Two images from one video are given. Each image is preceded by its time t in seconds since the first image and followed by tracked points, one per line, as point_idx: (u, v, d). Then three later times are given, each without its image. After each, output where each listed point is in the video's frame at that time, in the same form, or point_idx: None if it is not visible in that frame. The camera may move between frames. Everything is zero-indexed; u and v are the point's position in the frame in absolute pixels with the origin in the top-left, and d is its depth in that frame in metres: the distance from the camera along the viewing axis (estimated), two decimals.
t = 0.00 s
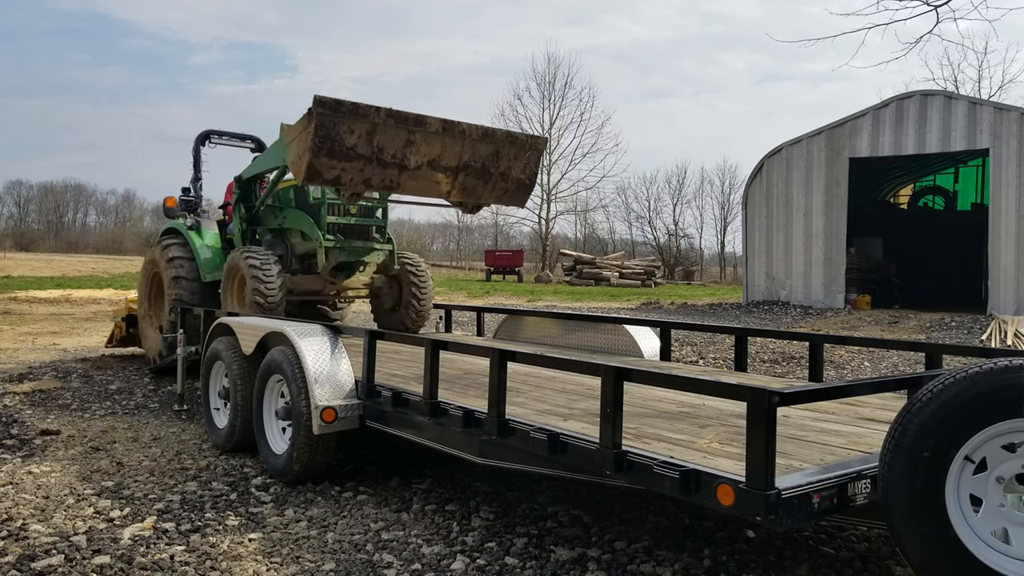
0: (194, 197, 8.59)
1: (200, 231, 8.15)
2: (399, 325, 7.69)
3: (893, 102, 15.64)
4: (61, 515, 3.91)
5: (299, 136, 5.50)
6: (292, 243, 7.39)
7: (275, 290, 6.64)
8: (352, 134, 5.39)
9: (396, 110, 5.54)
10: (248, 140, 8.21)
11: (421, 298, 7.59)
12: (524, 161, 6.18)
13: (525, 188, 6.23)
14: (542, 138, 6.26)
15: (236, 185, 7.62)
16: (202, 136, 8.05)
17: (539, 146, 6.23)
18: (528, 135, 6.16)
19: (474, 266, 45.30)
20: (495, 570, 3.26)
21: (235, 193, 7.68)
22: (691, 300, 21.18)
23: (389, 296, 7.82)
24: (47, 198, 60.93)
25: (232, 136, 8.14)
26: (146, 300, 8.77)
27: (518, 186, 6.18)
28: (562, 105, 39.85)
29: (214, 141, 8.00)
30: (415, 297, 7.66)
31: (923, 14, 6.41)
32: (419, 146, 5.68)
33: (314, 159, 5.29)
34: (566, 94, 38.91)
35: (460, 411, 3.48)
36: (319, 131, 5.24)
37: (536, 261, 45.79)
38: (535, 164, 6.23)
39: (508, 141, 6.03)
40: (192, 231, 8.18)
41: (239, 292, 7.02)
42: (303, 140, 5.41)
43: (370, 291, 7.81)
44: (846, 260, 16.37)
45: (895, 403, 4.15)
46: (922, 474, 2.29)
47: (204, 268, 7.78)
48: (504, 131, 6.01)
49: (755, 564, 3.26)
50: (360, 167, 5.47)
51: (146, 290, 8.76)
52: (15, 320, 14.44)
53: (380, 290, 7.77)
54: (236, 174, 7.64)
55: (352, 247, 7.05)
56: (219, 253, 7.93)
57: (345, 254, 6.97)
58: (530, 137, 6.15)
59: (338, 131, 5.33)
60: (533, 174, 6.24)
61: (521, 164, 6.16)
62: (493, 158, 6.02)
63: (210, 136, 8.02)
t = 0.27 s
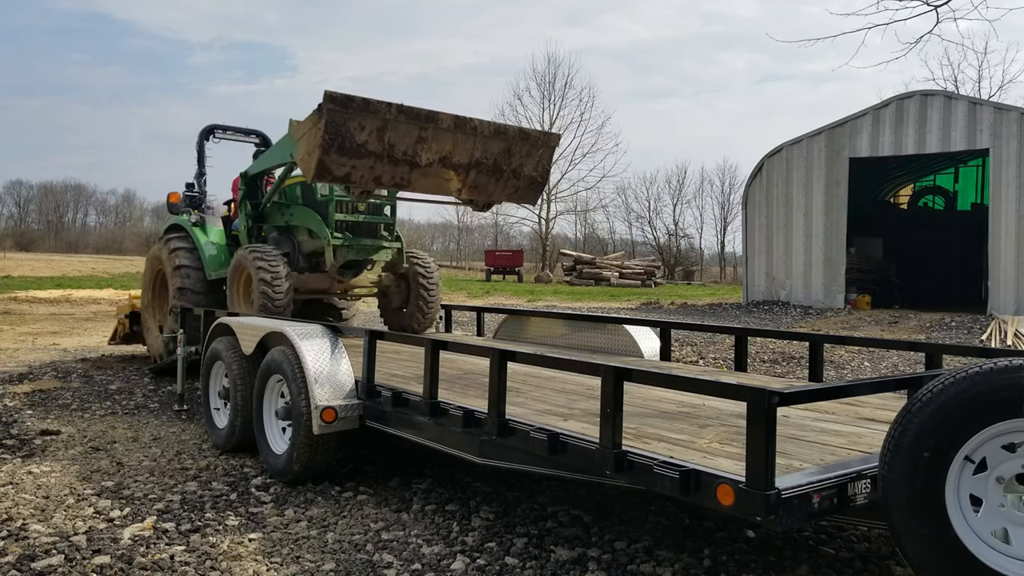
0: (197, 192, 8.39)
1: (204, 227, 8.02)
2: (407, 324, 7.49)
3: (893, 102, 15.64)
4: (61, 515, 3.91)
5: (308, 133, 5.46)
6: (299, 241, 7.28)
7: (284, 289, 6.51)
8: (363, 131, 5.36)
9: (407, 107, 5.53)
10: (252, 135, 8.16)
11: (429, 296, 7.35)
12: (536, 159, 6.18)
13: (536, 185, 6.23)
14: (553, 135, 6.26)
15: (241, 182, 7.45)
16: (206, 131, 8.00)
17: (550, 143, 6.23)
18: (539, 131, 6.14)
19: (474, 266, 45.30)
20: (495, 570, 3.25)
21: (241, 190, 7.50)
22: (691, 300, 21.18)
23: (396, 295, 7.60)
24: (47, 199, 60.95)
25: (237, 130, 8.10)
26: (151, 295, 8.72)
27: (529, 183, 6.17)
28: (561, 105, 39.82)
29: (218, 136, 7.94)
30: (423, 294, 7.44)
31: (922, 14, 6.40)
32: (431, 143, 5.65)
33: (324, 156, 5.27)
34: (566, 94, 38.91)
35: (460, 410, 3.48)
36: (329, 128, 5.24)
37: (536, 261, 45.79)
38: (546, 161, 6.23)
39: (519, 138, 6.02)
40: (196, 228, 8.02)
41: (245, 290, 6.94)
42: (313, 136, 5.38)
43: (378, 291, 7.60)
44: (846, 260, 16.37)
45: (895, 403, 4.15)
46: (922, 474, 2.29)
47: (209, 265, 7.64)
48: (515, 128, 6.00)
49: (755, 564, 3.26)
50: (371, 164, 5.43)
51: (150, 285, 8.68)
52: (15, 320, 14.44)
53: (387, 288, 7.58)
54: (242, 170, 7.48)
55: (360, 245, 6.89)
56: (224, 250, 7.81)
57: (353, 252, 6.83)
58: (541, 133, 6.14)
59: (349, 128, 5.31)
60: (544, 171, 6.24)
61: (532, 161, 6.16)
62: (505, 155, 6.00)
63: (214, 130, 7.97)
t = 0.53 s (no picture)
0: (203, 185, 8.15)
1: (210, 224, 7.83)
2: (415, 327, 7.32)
3: (893, 102, 15.64)
4: (61, 515, 3.91)
5: (320, 136, 5.25)
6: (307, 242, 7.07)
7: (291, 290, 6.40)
8: (374, 134, 5.14)
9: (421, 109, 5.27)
10: (259, 128, 8.01)
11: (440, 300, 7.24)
12: (552, 161, 5.89)
13: (552, 190, 5.95)
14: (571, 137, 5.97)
15: (249, 179, 7.25)
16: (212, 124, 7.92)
17: (568, 145, 5.93)
18: (555, 134, 5.85)
19: (474, 266, 45.31)
20: (495, 570, 3.25)
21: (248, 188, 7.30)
22: (691, 300, 21.18)
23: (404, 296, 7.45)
24: (47, 199, 60.96)
25: (242, 124, 8.02)
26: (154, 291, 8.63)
27: (545, 188, 5.90)
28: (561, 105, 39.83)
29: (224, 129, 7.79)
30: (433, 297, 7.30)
31: (922, 14, 6.40)
32: (444, 146, 5.41)
33: (335, 161, 5.07)
34: (566, 94, 38.91)
35: (460, 411, 3.47)
36: (341, 132, 5.02)
37: (536, 261, 45.81)
38: (563, 164, 5.94)
39: (536, 140, 5.74)
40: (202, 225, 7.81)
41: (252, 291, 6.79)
42: (325, 140, 5.17)
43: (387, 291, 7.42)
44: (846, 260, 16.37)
45: (895, 403, 4.15)
46: (922, 474, 2.29)
47: (215, 264, 7.47)
48: (532, 131, 5.72)
49: (756, 564, 3.26)
50: (382, 168, 5.22)
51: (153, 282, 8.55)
52: (16, 320, 14.44)
53: (395, 289, 7.36)
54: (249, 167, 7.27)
55: (369, 248, 6.67)
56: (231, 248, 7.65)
57: (362, 254, 6.59)
58: (558, 135, 5.85)
59: (360, 132, 5.09)
60: (561, 174, 5.96)
61: (548, 165, 5.88)
62: (520, 158, 5.74)
63: (220, 122, 7.91)
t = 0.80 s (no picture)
0: (209, 179, 8.02)
1: (215, 220, 7.56)
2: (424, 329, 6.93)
3: (893, 102, 15.64)
4: (61, 515, 3.91)
5: (331, 138, 5.05)
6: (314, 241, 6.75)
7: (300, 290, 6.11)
8: (388, 137, 4.95)
9: (435, 111, 5.08)
10: (265, 121, 7.90)
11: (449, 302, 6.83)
12: (567, 164, 5.73)
13: (566, 193, 5.80)
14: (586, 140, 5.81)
15: (256, 176, 6.91)
16: (218, 117, 7.78)
17: (583, 147, 5.78)
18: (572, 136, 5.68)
19: (474, 266, 45.32)
20: (495, 570, 3.25)
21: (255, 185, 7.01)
22: (691, 300, 21.18)
23: (413, 297, 7.04)
24: (47, 199, 60.98)
25: (249, 117, 7.87)
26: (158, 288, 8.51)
27: (559, 191, 5.74)
28: (561, 105, 39.85)
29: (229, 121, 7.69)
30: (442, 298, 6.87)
31: (921, 14, 6.40)
32: (459, 149, 5.23)
33: (347, 164, 4.88)
34: (566, 94, 38.93)
35: (460, 411, 3.47)
36: (354, 134, 4.83)
37: (536, 261, 45.82)
38: (577, 167, 5.79)
39: (551, 143, 5.57)
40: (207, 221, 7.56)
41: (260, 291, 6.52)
42: (337, 143, 4.96)
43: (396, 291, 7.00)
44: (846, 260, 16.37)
45: (894, 403, 4.16)
46: (922, 473, 2.29)
47: (221, 261, 7.27)
48: (547, 133, 5.55)
49: (756, 563, 3.26)
50: (395, 172, 5.04)
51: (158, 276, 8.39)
52: (16, 320, 14.44)
53: (404, 290, 6.95)
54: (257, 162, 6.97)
55: (379, 249, 6.38)
56: (237, 245, 7.41)
57: (372, 256, 6.30)
58: (574, 138, 5.69)
59: (374, 135, 4.90)
60: (575, 177, 5.81)
61: (563, 168, 5.71)
62: (535, 162, 5.57)
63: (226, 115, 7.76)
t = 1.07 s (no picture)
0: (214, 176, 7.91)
1: (220, 218, 7.50)
2: (433, 329, 6.88)
3: (893, 102, 15.64)
4: (61, 515, 3.91)
5: (341, 137, 5.02)
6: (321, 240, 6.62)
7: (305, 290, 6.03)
8: (398, 136, 4.93)
9: (446, 110, 5.07)
10: (270, 118, 7.86)
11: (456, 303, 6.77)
12: (578, 163, 5.74)
13: (577, 193, 5.81)
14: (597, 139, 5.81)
15: (261, 173, 6.88)
16: (222, 112, 7.62)
17: (594, 147, 5.79)
18: (583, 136, 5.70)
19: (474, 266, 45.31)
20: (495, 570, 3.25)
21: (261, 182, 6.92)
22: (691, 300, 21.17)
23: (421, 297, 6.99)
24: (47, 199, 60.98)
25: (254, 112, 7.74)
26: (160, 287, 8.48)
27: (571, 191, 5.74)
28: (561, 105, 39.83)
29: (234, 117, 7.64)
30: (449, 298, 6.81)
31: (921, 15, 6.38)
32: (470, 149, 5.22)
33: (357, 164, 4.85)
34: (566, 94, 38.90)
35: (460, 410, 3.47)
36: (364, 134, 4.79)
37: (536, 261, 45.82)
38: (588, 166, 5.80)
39: (562, 142, 5.57)
40: (212, 219, 7.48)
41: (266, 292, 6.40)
42: (346, 142, 4.93)
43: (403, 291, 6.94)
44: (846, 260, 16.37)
45: (894, 403, 4.15)
46: (921, 474, 2.29)
47: (226, 260, 7.19)
48: (559, 132, 5.55)
49: (756, 564, 3.26)
50: (406, 172, 5.03)
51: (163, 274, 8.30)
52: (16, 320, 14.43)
53: (411, 290, 6.89)
54: (263, 159, 6.89)
55: (387, 250, 6.23)
56: (242, 244, 7.36)
57: (379, 257, 6.15)
58: (585, 137, 5.69)
59: (384, 134, 4.87)
60: (586, 176, 5.82)
61: (574, 167, 5.72)
62: (546, 161, 5.57)
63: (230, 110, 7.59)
